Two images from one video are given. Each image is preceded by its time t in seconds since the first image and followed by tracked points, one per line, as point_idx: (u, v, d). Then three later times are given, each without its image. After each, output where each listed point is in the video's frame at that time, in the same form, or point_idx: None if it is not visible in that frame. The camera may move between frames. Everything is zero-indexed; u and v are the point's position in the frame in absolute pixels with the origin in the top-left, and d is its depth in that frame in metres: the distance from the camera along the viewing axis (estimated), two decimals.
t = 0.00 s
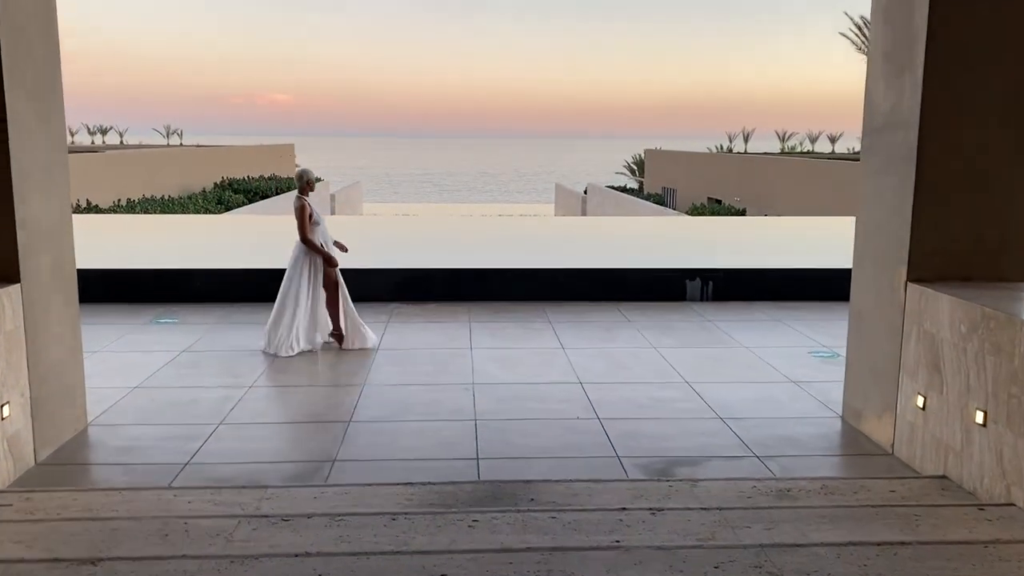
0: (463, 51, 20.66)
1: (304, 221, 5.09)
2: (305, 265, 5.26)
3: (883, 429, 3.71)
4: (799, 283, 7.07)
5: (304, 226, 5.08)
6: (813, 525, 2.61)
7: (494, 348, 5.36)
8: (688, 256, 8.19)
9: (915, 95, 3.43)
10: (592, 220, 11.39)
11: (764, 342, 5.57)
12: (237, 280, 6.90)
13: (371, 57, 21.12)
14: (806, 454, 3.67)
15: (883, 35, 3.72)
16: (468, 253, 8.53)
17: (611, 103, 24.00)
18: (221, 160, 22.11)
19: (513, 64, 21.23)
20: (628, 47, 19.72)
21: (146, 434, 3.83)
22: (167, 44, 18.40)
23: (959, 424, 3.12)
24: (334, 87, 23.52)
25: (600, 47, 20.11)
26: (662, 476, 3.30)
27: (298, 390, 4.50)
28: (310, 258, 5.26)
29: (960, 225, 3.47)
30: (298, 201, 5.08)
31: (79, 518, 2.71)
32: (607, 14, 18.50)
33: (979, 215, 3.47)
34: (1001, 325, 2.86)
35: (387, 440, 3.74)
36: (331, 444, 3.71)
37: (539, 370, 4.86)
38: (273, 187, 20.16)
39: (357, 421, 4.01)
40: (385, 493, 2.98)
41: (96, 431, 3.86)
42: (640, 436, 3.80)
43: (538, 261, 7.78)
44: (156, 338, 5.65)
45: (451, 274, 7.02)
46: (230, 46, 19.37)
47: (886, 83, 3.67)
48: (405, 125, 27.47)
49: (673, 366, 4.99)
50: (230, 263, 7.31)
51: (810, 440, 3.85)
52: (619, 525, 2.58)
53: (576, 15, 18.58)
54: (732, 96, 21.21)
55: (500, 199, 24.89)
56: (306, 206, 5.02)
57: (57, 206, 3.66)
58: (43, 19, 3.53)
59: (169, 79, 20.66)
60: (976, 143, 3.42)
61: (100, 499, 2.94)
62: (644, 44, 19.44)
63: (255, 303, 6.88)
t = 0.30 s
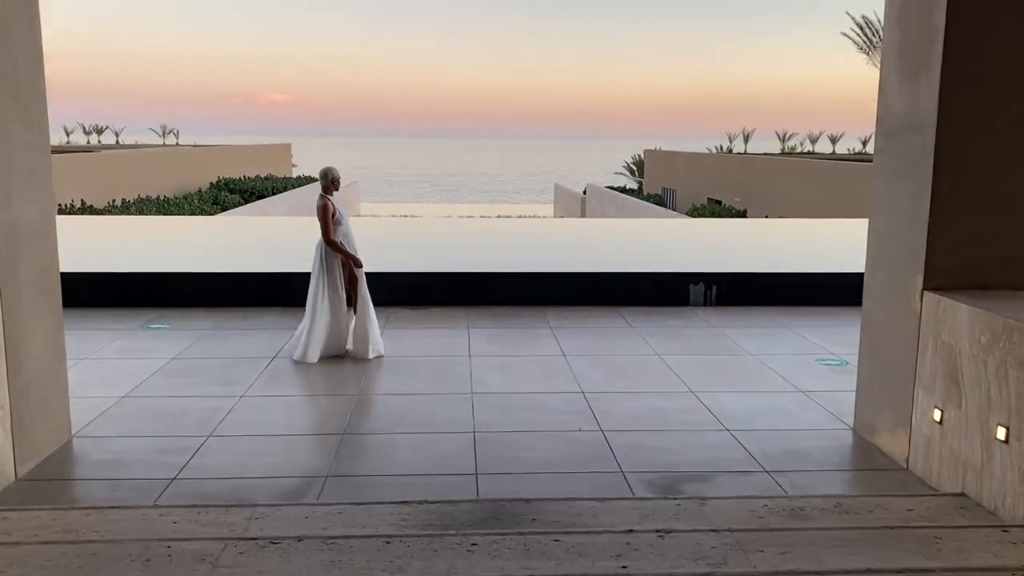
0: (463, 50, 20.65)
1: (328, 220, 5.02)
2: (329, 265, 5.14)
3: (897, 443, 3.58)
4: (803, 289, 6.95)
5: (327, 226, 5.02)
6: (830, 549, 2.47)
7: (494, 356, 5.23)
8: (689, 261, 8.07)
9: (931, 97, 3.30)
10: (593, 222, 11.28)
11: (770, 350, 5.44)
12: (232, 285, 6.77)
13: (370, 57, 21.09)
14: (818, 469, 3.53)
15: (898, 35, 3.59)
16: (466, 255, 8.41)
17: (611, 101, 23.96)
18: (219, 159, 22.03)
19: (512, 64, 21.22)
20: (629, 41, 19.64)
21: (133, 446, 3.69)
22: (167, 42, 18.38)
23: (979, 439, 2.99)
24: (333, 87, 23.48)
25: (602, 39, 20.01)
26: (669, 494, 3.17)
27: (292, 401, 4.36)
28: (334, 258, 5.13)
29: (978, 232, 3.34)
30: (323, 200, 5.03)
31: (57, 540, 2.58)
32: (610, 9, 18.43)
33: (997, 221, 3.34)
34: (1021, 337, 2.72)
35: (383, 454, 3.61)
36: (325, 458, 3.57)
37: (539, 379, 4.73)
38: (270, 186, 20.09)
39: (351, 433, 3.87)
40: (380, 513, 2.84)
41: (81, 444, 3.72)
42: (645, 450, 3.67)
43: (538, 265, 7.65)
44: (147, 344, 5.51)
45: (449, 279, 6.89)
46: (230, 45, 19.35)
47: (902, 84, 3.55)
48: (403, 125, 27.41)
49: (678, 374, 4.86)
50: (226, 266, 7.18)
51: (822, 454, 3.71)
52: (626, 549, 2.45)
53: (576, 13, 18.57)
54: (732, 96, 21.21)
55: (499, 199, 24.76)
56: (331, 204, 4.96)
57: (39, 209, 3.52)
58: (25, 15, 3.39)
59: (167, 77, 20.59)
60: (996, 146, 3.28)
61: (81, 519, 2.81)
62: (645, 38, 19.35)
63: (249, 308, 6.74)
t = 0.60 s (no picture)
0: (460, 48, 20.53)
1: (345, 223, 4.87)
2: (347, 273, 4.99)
3: (907, 451, 3.47)
4: (807, 290, 6.84)
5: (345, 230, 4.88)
6: (843, 567, 2.35)
7: (491, 359, 5.11)
8: (689, 262, 7.95)
9: (942, 94, 3.19)
10: (592, 221, 11.15)
11: (774, 354, 5.32)
12: (225, 286, 6.64)
13: (368, 57, 20.98)
14: (826, 478, 3.42)
15: (907, 31, 3.48)
16: (463, 255, 8.29)
17: (609, 99, 23.85)
18: (215, 158, 21.91)
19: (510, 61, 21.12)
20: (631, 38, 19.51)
21: (118, 454, 3.57)
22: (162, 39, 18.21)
23: (995, 448, 2.88)
24: (330, 87, 23.37)
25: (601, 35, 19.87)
26: (672, 505, 3.06)
27: (283, 405, 4.24)
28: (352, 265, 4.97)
29: (990, 234, 3.23)
30: (344, 203, 4.90)
31: (31, 555, 2.45)
32: (608, 6, 18.29)
33: (1010, 222, 3.23)
34: None
35: (377, 461, 3.49)
36: (317, 465, 3.45)
37: (538, 383, 4.61)
38: (267, 186, 19.94)
39: (343, 441, 3.76)
40: (370, 525, 2.72)
41: (64, 452, 3.60)
42: (648, 457, 3.55)
43: (536, 265, 7.53)
44: (136, 347, 5.39)
45: (445, 280, 6.76)
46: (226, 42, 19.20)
47: (911, 81, 3.43)
48: (401, 124, 27.27)
49: (680, 378, 4.75)
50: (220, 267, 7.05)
51: (829, 462, 3.60)
52: (629, 566, 2.33)
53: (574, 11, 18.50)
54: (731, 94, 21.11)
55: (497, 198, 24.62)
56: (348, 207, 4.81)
57: (19, 210, 3.39)
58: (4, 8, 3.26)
59: (163, 74, 20.48)
60: (1008, 145, 3.18)
61: (59, 532, 2.68)
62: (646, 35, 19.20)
63: (243, 309, 6.62)
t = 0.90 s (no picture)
0: (459, 46, 20.54)
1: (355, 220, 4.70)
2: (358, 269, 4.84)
3: (919, 459, 3.34)
4: (808, 289, 6.71)
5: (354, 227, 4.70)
6: None
7: (486, 361, 4.97)
8: (689, 261, 7.83)
9: (955, 87, 3.07)
10: (589, 219, 11.04)
11: (776, 356, 5.19)
12: (215, 286, 6.50)
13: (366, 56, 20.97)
14: (835, 487, 3.28)
15: (919, 21, 3.35)
16: (459, 254, 8.16)
17: (608, 96, 23.85)
18: (213, 156, 21.86)
19: (509, 58, 21.13)
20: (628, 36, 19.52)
21: (97, 463, 3.43)
22: (161, 39, 18.16)
23: (1012, 459, 2.75)
24: (328, 85, 23.34)
25: (599, 32, 19.90)
26: (676, 518, 2.93)
27: (271, 410, 4.10)
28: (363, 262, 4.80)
29: (1004, 234, 3.10)
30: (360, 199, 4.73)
31: None
32: (606, 5, 18.30)
33: None
34: None
35: (367, 471, 3.36)
36: (304, 476, 3.32)
37: (535, 386, 4.48)
38: (264, 184, 19.86)
39: (332, 448, 3.62)
40: (358, 542, 2.58)
41: (42, 461, 3.46)
42: (648, 466, 3.42)
43: (533, 265, 7.40)
44: (123, 350, 5.25)
45: (440, 280, 6.63)
46: (224, 41, 19.18)
47: (923, 73, 3.30)
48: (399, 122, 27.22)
49: (681, 382, 4.61)
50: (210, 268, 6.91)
51: (836, 471, 3.47)
52: None
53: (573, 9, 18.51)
54: (729, 92, 21.11)
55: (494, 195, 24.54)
56: (354, 205, 4.63)
57: None
58: None
59: (161, 72, 20.41)
60: None
61: (29, 548, 2.54)
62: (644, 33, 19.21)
63: (233, 310, 6.47)
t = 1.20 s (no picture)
0: (457, 43, 20.44)
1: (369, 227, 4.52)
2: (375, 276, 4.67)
3: (932, 470, 3.22)
4: (811, 290, 6.60)
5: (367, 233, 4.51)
6: None
7: (483, 367, 4.85)
8: (689, 261, 7.71)
9: (971, 85, 2.95)
10: (588, 219, 10.91)
11: (780, 360, 5.07)
12: (207, 289, 6.37)
13: (365, 53, 20.86)
14: (845, 501, 3.16)
15: (931, 17, 3.22)
16: (456, 254, 8.04)
17: (606, 94, 23.76)
18: (210, 154, 21.74)
19: (507, 55, 21.02)
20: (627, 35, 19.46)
21: (79, 477, 3.30)
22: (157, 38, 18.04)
23: None
24: (326, 84, 23.22)
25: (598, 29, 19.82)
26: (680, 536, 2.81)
27: (261, 419, 3.98)
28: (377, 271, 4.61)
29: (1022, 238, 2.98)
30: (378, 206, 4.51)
31: None
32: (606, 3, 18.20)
33: None
34: None
35: (359, 484, 3.24)
36: (293, 490, 3.19)
37: (534, 393, 4.36)
38: (261, 183, 19.71)
39: (323, 459, 3.49)
40: (347, 563, 2.46)
41: (22, 474, 3.33)
42: (651, 479, 3.29)
43: (531, 266, 7.28)
44: (111, 355, 5.12)
45: (437, 282, 6.50)
46: (221, 39, 19.08)
47: (936, 71, 3.18)
48: (397, 120, 27.09)
49: (683, 388, 4.49)
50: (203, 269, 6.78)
51: (846, 483, 3.34)
52: None
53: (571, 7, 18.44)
54: (729, 88, 21.02)
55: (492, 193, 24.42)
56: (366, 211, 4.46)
57: None
58: None
59: (158, 69, 20.30)
60: None
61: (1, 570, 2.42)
62: (643, 32, 19.14)
63: (225, 313, 6.34)
